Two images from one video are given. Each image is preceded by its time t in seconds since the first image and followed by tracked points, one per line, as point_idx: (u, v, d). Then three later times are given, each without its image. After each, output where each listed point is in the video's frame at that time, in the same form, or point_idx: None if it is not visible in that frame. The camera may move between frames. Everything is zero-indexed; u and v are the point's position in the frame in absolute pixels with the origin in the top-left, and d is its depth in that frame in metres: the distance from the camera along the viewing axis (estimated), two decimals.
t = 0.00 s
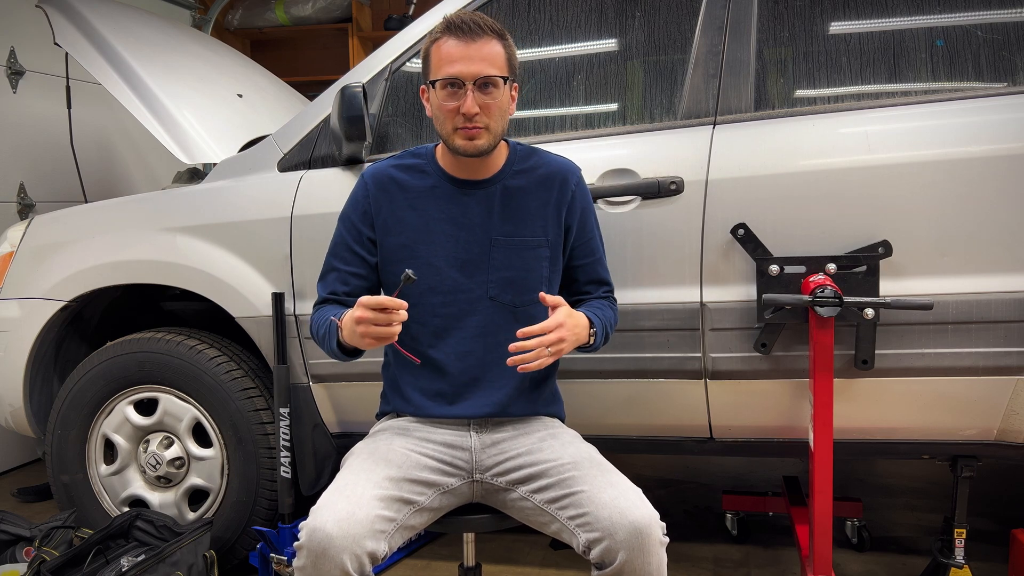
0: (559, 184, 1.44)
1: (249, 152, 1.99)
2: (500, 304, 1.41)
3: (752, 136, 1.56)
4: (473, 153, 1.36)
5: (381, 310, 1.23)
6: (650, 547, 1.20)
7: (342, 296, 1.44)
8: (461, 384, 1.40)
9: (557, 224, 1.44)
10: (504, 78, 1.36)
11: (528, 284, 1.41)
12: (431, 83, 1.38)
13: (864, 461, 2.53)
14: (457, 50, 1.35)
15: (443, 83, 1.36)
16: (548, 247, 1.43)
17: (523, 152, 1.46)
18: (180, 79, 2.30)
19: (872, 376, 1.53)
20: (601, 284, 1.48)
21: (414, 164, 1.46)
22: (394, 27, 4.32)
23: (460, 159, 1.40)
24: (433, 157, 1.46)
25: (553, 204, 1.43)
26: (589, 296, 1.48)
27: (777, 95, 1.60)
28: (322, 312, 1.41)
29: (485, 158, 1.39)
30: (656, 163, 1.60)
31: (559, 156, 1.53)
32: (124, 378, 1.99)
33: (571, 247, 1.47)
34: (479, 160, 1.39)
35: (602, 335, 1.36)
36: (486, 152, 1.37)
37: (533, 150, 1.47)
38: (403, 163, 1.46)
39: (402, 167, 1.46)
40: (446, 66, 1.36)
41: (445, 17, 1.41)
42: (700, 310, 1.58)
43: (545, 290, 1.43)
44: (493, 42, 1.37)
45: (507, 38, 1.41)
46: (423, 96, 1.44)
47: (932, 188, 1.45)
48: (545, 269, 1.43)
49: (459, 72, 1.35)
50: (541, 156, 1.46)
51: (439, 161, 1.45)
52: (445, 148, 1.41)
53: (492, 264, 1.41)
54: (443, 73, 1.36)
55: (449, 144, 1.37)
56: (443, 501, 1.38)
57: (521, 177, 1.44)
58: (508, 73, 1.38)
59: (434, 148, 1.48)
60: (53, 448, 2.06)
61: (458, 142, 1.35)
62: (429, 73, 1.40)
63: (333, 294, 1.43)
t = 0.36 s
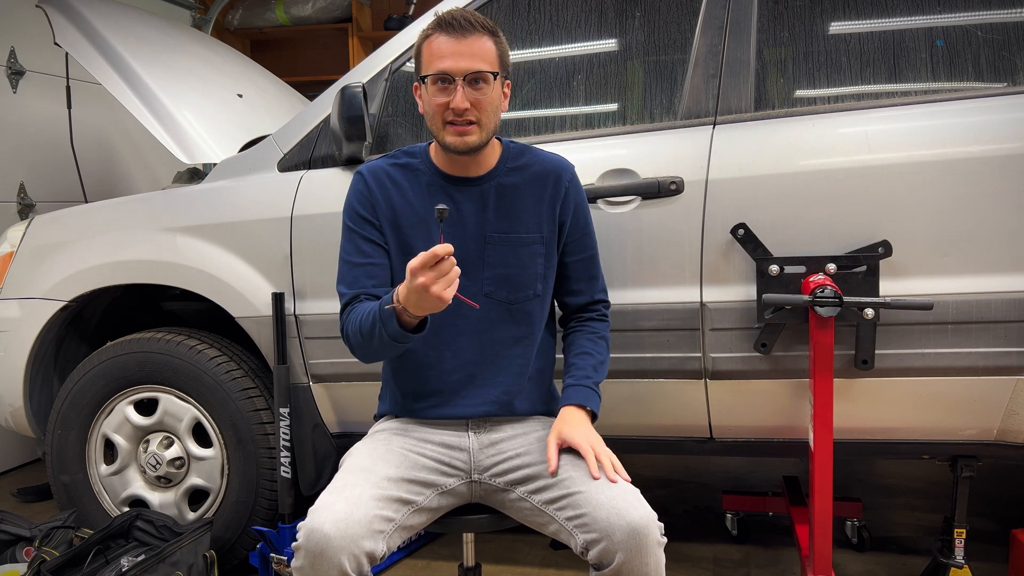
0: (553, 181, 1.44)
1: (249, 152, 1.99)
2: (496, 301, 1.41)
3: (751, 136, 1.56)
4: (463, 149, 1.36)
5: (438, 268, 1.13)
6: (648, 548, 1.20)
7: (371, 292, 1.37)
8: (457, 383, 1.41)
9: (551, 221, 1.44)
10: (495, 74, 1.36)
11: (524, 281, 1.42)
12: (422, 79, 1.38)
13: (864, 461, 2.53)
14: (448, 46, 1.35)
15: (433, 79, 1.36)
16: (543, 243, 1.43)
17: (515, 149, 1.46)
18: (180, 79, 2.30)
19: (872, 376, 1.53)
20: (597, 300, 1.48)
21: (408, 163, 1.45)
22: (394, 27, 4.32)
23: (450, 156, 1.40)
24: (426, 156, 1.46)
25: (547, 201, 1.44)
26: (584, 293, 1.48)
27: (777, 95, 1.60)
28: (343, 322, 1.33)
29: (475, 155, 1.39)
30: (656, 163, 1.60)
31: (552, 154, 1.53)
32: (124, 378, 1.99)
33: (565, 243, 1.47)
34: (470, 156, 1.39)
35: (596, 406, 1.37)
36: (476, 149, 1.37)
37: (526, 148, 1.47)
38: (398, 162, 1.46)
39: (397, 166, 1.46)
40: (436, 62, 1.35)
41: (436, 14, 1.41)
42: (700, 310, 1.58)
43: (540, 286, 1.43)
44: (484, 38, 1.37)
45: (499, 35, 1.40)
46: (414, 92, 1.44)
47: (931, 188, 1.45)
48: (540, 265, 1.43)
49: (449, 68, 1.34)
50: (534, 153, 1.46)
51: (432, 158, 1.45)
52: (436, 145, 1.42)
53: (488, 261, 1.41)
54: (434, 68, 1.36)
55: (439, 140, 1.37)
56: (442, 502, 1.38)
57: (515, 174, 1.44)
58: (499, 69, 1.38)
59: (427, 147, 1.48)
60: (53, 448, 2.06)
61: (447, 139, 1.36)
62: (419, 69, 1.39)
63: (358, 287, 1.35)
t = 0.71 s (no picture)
0: (558, 184, 1.45)
1: (249, 153, 1.99)
2: (499, 304, 1.41)
3: (752, 136, 1.56)
4: (469, 150, 1.36)
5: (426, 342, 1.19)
6: (651, 546, 1.20)
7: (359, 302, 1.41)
8: (459, 385, 1.41)
9: (555, 224, 1.44)
10: (501, 74, 1.36)
11: (527, 284, 1.42)
12: (428, 78, 1.38)
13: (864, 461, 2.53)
14: (455, 46, 1.35)
15: (440, 79, 1.36)
16: (546, 247, 1.43)
17: (520, 152, 1.46)
18: (181, 79, 2.30)
19: (872, 376, 1.53)
20: (595, 307, 1.48)
21: (412, 165, 1.46)
22: (394, 28, 4.32)
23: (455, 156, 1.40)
24: (429, 157, 1.46)
25: (551, 204, 1.44)
26: (586, 297, 1.48)
27: (777, 95, 1.60)
28: (332, 334, 1.38)
29: (480, 155, 1.39)
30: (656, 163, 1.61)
31: (556, 157, 1.53)
32: (124, 378, 1.99)
33: (569, 247, 1.47)
34: (475, 157, 1.39)
35: (595, 419, 1.37)
36: (481, 149, 1.37)
37: (531, 151, 1.47)
38: (401, 164, 1.46)
39: (400, 167, 1.46)
40: (443, 61, 1.35)
41: (443, 13, 1.41)
42: (700, 310, 1.58)
43: (543, 290, 1.43)
44: (491, 39, 1.37)
45: (505, 35, 1.41)
46: (420, 92, 1.44)
47: (932, 188, 1.45)
48: (543, 268, 1.43)
49: (456, 67, 1.35)
50: (538, 156, 1.46)
51: (436, 160, 1.45)
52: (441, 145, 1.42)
53: (491, 264, 1.41)
54: (441, 68, 1.36)
55: (444, 140, 1.37)
56: (444, 502, 1.38)
57: (519, 177, 1.44)
58: (505, 70, 1.38)
59: (431, 148, 1.48)
60: (53, 448, 2.06)
61: (453, 138, 1.36)
62: (426, 68, 1.39)
63: (344, 297, 1.40)
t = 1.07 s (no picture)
0: (559, 186, 1.44)
1: (249, 153, 1.99)
2: (499, 305, 1.41)
3: (752, 136, 1.56)
4: (472, 151, 1.36)
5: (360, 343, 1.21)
6: (648, 547, 1.20)
7: (354, 302, 1.43)
8: (459, 386, 1.41)
9: (556, 226, 1.44)
10: (506, 76, 1.36)
11: (527, 285, 1.41)
12: (433, 79, 1.38)
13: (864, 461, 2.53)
14: (460, 47, 1.35)
15: (444, 80, 1.36)
16: (547, 248, 1.43)
17: (522, 153, 1.46)
18: (181, 79, 2.30)
19: (872, 376, 1.53)
20: (596, 309, 1.48)
21: (413, 165, 1.46)
22: (394, 28, 4.32)
23: (458, 158, 1.40)
24: (431, 158, 1.46)
25: (552, 206, 1.44)
26: (587, 298, 1.48)
27: (777, 94, 1.60)
28: (327, 334, 1.38)
29: (484, 157, 1.39)
30: (656, 163, 1.61)
31: (557, 158, 1.53)
32: (124, 378, 1.99)
33: (569, 249, 1.47)
34: (478, 158, 1.39)
35: (594, 420, 1.37)
36: (484, 151, 1.37)
37: (532, 152, 1.47)
38: (402, 164, 1.46)
39: (401, 167, 1.46)
40: (448, 62, 1.35)
41: (447, 14, 1.41)
42: (700, 310, 1.58)
43: (543, 291, 1.43)
44: (496, 40, 1.37)
45: (510, 36, 1.41)
46: (424, 93, 1.44)
47: (931, 188, 1.45)
48: (544, 270, 1.43)
49: (461, 69, 1.35)
50: (539, 157, 1.46)
51: (438, 161, 1.45)
52: (445, 147, 1.42)
53: (491, 265, 1.41)
54: (445, 69, 1.36)
55: (448, 141, 1.37)
56: (442, 501, 1.38)
57: (521, 178, 1.43)
58: (510, 72, 1.38)
59: (433, 149, 1.48)
60: (53, 448, 2.06)
61: (457, 139, 1.36)
62: (430, 69, 1.39)
63: (340, 296, 1.42)
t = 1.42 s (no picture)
0: (559, 186, 1.44)
1: (249, 152, 1.99)
2: (500, 305, 1.41)
3: (752, 136, 1.56)
4: (473, 151, 1.36)
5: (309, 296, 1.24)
6: (649, 547, 1.20)
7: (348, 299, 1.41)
8: (459, 385, 1.41)
9: (557, 226, 1.44)
10: (506, 76, 1.36)
11: (528, 285, 1.41)
12: (433, 79, 1.38)
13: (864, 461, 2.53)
14: (461, 47, 1.35)
15: (445, 80, 1.36)
16: (547, 248, 1.43)
17: (522, 153, 1.46)
18: (181, 79, 2.30)
19: (872, 376, 1.53)
20: (596, 309, 1.48)
21: (413, 164, 1.46)
22: (394, 28, 4.33)
23: (459, 157, 1.40)
24: (432, 158, 1.46)
25: (553, 206, 1.44)
26: (588, 298, 1.48)
27: (777, 94, 1.60)
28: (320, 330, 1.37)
29: (484, 156, 1.39)
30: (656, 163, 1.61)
31: (558, 158, 1.53)
32: (124, 378, 1.99)
33: (570, 249, 1.47)
34: (478, 158, 1.39)
35: (594, 420, 1.37)
36: (485, 150, 1.37)
37: (533, 152, 1.47)
38: (403, 164, 1.47)
39: (402, 167, 1.46)
40: (449, 62, 1.35)
41: (448, 14, 1.41)
42: (700, 310, 1.58)
43: (544, 291, 1.43)
44: (496, 40, 1.37)
45: (510, 36, 1.41)
46: (424, 93, 1.44)
47: (931, 188, 1.45)
48: (544, 270, 1.43)
49: (461, 68, 1.35)
50: (540, 157, 1.46)
51: (439, 161, 1.45)
52: (445, 147, 1.42)
53: (492, 265, 1.41)
54: (446, 68, 1.36)
55: (449, 141, 1.37)
56: (443, 501, 1.38)
57: (521, 178, 1.43)
58: (510, 71, 1.38)
59: (433, 148, 1.48)
60: (53, 448, 2.06)
61: (458, 139, 1.36)
62: (431, 68, 1.39)
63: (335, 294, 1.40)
